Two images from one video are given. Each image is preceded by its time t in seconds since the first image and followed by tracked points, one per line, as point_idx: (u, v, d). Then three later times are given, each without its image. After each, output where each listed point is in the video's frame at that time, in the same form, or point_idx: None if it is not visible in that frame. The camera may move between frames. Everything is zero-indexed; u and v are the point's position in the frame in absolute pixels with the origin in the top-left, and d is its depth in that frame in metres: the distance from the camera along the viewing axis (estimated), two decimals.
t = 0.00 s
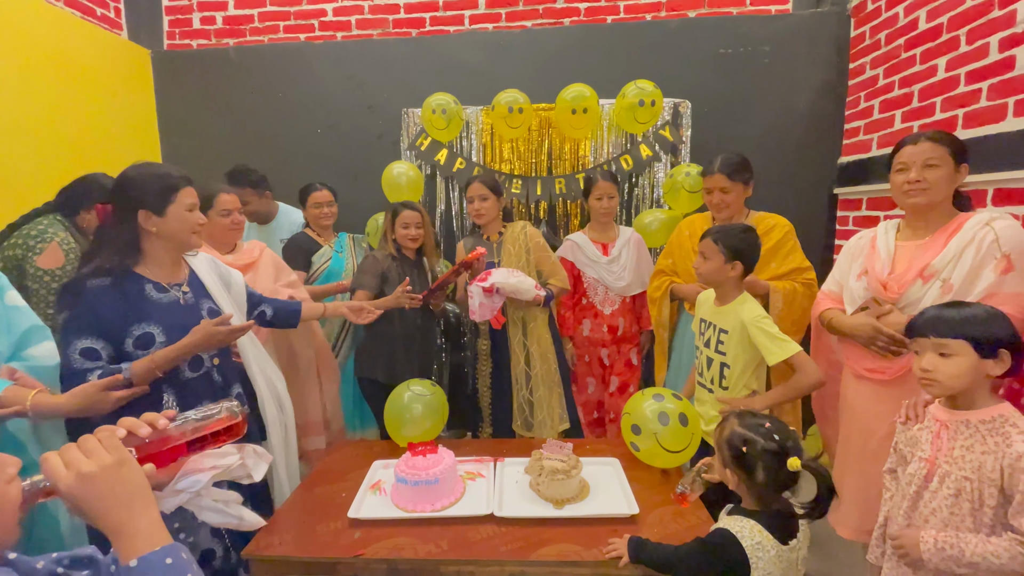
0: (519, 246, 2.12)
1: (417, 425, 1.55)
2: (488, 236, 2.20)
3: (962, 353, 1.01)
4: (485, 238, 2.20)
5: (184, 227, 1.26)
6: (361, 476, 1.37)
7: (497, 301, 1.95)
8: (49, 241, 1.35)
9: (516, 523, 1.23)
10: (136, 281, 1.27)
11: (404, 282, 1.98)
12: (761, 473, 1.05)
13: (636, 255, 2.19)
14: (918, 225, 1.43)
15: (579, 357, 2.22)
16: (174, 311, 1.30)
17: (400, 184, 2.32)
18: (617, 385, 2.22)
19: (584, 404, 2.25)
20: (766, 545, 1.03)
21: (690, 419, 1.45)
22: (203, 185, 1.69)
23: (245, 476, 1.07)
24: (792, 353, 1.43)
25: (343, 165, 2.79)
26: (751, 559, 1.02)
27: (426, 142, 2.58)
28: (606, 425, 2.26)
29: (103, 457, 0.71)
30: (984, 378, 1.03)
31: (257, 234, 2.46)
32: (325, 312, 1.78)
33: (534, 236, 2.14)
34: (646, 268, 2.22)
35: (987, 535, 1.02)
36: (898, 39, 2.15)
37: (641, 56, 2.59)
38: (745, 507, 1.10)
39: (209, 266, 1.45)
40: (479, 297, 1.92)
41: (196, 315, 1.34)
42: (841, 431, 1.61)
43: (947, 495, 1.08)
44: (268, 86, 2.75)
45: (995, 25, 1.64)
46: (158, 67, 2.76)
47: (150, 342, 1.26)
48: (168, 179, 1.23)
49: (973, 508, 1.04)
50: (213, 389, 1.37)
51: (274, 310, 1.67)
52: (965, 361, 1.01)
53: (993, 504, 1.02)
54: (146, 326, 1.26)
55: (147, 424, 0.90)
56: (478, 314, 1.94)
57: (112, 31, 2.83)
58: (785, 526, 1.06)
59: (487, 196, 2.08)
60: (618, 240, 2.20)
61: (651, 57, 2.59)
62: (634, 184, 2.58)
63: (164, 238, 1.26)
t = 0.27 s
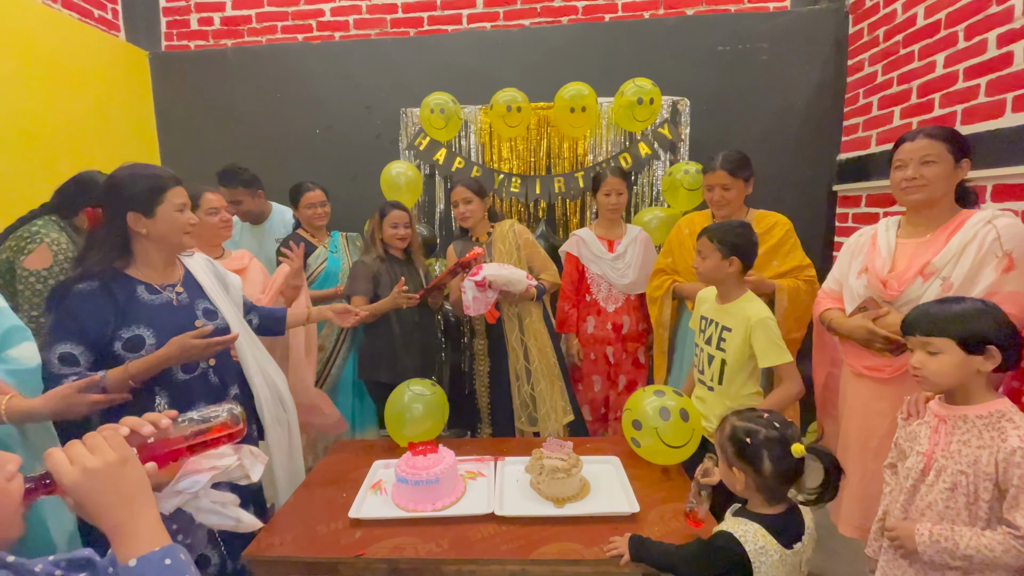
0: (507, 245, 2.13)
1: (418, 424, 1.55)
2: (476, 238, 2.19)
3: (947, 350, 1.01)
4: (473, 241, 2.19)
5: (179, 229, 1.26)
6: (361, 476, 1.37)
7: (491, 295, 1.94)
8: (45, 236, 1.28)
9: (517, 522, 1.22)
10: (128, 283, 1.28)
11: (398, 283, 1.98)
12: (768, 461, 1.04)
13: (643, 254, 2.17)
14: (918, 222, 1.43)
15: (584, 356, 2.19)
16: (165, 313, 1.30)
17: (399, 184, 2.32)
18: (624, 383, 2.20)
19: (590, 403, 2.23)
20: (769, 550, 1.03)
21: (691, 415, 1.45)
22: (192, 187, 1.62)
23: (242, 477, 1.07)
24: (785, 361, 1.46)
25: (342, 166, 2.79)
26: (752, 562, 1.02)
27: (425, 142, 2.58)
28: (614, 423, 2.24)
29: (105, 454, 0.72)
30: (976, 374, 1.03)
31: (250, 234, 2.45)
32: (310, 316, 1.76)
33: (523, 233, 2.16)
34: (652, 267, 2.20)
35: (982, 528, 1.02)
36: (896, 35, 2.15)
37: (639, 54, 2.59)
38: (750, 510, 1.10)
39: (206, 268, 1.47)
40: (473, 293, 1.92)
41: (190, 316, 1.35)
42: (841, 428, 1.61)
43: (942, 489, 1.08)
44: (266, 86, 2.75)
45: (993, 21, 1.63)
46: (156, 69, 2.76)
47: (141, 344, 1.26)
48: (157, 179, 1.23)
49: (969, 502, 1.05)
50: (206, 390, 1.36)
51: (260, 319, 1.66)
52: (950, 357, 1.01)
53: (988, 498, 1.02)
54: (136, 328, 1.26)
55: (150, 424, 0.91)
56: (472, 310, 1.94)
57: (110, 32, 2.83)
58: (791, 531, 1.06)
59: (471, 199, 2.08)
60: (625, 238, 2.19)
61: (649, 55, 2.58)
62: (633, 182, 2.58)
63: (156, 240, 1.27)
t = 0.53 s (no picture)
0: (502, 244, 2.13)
1: (419, 425, 1.55)
2: (472, 239, 2.19)
3: (941, 351, 1.02)
4: (469, 241, 2.19)
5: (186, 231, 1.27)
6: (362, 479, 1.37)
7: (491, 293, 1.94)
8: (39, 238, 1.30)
9: (518, 522, 1.23)
10: (132, 287, 1.28)
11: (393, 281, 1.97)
12: (777, 463, 1.03)
13: (647, 257, 2.17)
14: (916, 222, 1.43)
15: (586, 356, 2.20)
16: (170, 317, 1.30)
17: (399, 185, 2.32)
18: (629, 384, 2.20)
19: (593, 404, 2.22)
20: (771, 547, 1.03)
21: (690, 417, 1.45)
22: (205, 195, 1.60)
23: (238, 533, 1.02)
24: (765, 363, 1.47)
25: (341, 167, 2.79)
26: (756, 561, 1.02)
27: (424, 143, 2.58)
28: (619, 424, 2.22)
29: (122, 478, 0.71)
30: (970, 374, 1.03)
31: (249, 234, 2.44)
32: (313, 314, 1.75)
33: (518, 233, 2.16)
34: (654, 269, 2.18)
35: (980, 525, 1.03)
36: (894, 34, 2.16)
37: (637, 54, 2.59)
38: (753, 509, 1.10)
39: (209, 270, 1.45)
40: (474, 292, 1.91)
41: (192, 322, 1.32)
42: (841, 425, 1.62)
43: (941, 486, 1.08)
44: (265, 88, 2.75)
45: (990, 19, 1.64)
46: (155, 72, 2.76)
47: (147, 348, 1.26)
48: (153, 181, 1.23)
49: (967, 499, 1.05)
50: (211, 392, 1.39)
51: (265, 316, 1.66)
52: (943, 358, 1.02)
53: (986, 495, 1.02)
54: (142, 332, 1.26)
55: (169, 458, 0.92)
56: (474, 308, 1.93)
57: (108, 35, 2.83)
58: (793, 530, 1.06)
59: (468, 200, 2.08)
60: (630, 239, 2.20)
61: (648, 54, 2.59)
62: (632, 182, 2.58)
63: (158, 243, 1.27)
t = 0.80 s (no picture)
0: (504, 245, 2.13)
1: (418, 424, 1.55)
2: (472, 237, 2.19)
3: (934, 348, 1.02)
4: (470, 239, 2.18)
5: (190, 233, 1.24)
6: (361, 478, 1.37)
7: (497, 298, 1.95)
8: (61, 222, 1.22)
9: (518, 520, 1.23)
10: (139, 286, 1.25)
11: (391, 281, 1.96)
12: (785, 460, 1.03)
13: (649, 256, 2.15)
14: (917, 219, 1.43)
15: (585, 354, 2.20)
16: (174, 316, 1.29)
17: (397, 184, 2.32)
18: (627, 385, 2.17)
19: (590, 403, 2.21)
20: (774, 543, 1.03)
21: (692, 414, 1.45)
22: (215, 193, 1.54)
23: None
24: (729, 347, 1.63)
25: (339, 166, 2.79)
26: (757, 556, 1.03)
27: (423, 141, 2.58)
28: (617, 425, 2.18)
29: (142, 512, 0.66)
30: (966, 369, 1.03)
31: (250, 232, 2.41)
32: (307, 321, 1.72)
33: (518, 232, 2.15)
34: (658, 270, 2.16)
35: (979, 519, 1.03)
36: (892, 31, 2.16)
37: (635, 52, 2.59)
38: (754, 505, 1.10)
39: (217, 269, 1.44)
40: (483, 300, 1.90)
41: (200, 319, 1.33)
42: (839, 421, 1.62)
43: (938, 481, 1.08)
44: (263, 87, 2.75)
45: (989, 16, 1.64)
46: (152, 71, 2.75)
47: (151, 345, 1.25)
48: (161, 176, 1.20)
49: (964, 494, 1.05)
50: (212, 391, 1.35)
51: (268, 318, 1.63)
52: (936, 355, 1.02)
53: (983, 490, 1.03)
54: (146, 331, 1.25)
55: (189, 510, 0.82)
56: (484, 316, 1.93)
57: (105, 35, 2.81)
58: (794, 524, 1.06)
59: (468, 202, 2.08)
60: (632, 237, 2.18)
61: (647, 52, 2.58)
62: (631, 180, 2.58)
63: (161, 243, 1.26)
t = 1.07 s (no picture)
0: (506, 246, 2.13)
1: (416, 421, 1.55)
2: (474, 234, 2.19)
3: (934, 343, 1.02)
4: (472, 236, 2.19)
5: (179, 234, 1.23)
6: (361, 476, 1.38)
7: (507, 308, 1.89)
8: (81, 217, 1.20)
9: (517, 517, 1.23)
10: (132, 279, 1.22)
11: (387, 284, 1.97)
12: (784, 454, 1.03)
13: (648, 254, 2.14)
14: (911, 217, 1.43)
15: (583, 352, 2.17)
16: (164, 311, 1.25)
17: (396, 182, 2.32)
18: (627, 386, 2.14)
19: (589, 402, 2.19)
20: (774, 538, 1.04)
21: (685, 406, 1.45)
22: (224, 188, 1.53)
23: None
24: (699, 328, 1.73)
25: (337, 163, 2.78)
26: (758, 552, 1.03)
27: (421, 139, 2.57)
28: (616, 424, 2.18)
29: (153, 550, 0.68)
30: (965, 364, 1.03)
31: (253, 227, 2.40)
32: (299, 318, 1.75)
33: (522, 236, 2.15)
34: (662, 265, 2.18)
35: (973, 514, 1.04)
36: (890, 28, 2.16)
37: (633, 48, 2.58)
38: (754, 499, 1.10)
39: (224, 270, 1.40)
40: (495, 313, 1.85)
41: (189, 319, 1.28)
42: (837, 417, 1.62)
43: (934, 476, 1.09)
44: (260, 85, 2.74)
45: (987, 12, 1.64)
46: (149, 69, 2.74)
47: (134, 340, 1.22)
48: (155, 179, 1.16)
49: (959, 489, 1.06)
50: (198, 388, 1.32)
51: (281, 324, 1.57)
52: (935, 351, 1.02)
53: (978, 485, 1.03)
54: (133, 324, 1.22)
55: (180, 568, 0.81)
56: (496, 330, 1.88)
57: (102, 32, 2.80)
58: (792, 518, 1.06)
59: (477, 199, 2.06)
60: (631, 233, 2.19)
61: (645, 49, 2.58)
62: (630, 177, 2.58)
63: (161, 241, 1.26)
